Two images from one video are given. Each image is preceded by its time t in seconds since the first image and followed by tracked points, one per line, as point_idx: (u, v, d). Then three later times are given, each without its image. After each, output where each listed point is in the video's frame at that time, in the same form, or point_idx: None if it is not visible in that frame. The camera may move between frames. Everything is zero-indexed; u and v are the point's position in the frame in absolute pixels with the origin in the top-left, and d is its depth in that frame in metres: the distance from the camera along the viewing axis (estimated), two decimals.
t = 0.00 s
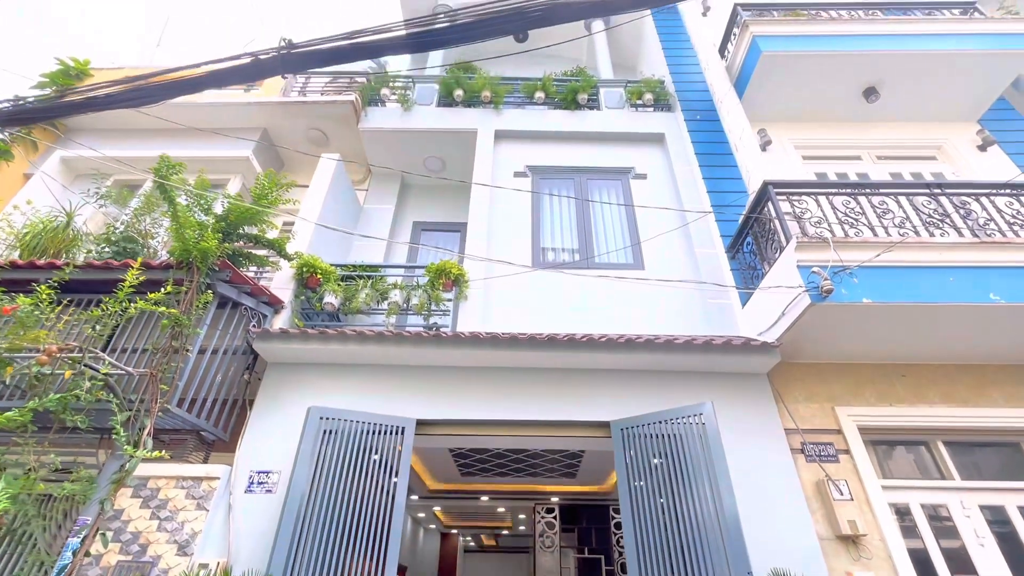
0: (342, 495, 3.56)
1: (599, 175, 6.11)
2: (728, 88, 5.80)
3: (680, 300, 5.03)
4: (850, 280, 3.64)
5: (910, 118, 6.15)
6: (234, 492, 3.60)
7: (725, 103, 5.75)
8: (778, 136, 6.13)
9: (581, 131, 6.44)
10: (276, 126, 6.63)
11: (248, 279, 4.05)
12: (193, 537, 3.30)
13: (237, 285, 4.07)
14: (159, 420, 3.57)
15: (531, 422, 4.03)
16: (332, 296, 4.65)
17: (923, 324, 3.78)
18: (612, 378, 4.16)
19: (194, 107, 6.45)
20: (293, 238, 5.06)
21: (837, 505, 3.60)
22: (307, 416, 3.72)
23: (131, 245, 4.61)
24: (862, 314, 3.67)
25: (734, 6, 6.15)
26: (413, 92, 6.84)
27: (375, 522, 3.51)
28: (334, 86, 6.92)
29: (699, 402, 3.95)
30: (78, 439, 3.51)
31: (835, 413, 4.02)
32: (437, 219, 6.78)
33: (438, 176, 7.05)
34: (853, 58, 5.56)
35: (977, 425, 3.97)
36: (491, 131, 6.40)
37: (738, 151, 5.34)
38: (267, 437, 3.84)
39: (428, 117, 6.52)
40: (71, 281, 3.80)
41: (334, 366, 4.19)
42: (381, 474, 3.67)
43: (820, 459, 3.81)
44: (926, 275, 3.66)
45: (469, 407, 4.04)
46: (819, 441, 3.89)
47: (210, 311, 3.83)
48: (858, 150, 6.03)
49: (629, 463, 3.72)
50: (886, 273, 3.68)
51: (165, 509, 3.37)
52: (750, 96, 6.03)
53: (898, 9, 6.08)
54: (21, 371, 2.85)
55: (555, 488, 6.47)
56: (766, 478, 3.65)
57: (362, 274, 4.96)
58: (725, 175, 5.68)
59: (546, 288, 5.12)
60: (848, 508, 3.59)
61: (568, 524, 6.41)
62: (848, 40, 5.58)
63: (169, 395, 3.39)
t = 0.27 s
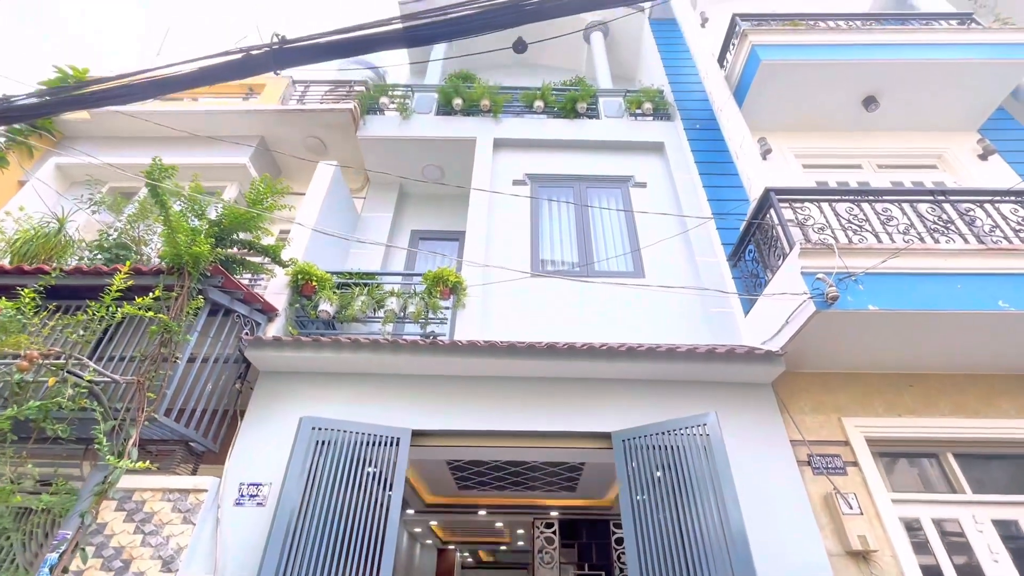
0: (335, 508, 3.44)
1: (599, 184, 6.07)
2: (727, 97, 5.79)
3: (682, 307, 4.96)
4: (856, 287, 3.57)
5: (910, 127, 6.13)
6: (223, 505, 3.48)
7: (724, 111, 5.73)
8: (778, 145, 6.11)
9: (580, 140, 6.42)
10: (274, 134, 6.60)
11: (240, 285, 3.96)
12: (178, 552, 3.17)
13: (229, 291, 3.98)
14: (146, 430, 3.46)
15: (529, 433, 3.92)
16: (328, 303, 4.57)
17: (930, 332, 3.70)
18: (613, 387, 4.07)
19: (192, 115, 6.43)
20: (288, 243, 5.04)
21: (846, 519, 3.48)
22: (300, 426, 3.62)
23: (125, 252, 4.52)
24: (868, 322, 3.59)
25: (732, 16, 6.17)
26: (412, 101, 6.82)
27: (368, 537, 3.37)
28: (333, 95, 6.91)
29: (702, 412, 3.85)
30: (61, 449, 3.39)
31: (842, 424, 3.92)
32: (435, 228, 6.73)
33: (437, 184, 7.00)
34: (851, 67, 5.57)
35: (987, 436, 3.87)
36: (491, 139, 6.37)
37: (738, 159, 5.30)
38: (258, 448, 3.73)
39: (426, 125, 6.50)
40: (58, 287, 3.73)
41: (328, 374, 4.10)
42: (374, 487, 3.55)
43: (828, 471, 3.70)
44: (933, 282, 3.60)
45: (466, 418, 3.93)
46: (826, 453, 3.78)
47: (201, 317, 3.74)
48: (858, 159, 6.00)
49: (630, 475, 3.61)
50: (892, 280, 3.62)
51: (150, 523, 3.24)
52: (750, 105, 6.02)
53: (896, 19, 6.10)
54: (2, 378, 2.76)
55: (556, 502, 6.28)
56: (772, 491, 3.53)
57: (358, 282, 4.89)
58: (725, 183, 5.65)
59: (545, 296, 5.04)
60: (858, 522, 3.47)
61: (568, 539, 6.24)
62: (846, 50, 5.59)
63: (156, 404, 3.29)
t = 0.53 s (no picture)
0: (331, 519, 3.31)
1: (601, 190, 6.01)
2: (730, 103, 5.76)
3: (686, 312, 4.88)
4: (866, 290, 3.50)
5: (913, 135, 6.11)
6: (214, 516, 3.35)
7: (726, 116, 5.69)
8: (781, 151, 6.08)
9: (581, 146, 6.38)
10: (273, 140, 6.55)
11: (236, 288, 3.86)
12: (166, 565, 3.03)
13: (225, 295, 3.88)
14: (136, 437, 3.32)
15: (532, 441, 3.81)
16: (325, 309, 4.48)
17: (942, 337, 3.62)
18: (618, 394, 3.96)
19: (192, 120, 6.39)
20: (289, 245, 5.05)
21: (862, 531, 3.36)
22: (296, 433, 3.50)
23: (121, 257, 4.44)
24: (879, 326, 3.51)
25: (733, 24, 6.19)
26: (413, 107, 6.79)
27: (365, 550, 3.23)
28: (333, 102, 6.88)
29: (710, 419, 3.74)
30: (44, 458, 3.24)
31: (853, 432, 3.81)
32: (435, 235, 6.65)
33: (438, 191, 6.95)
34: (854, 74, 5.56)
35: (1003, 445, 3.76)
36: (491, 145, 6.34)
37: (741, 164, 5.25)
38: (253, 456, 3.61)
39: (427, 132, 6.46)
40: (48, 290, 3.63)
41: (325, 381, 3.99)
42: (373, 497, 3.43)
43: (841, 481, 3.58)
44: (945, 285, 3.53)
45: (467, 425, 3.82)
46: (838, 462, 3.67)
47: (196, 321, 3.63)
48: (862, 165, 5.96)
49: (637, 485, 3.48)
50: (903, 283, 3.55)
51: (138, 533, 3.11)
52: (752, 112, 6.01)
53: (897, 27, 6.11)
54: None
55: (557, 513, 5.88)
56: (784, 502, 3.41)
57: (357, 287, 4.80)
58: (728, 189, 5.62)
59: (547, 301, 4.95)
60: (873, 534, 3.35)
61: (569, 553, 5.84)
62: (848, 57, 5.59)
63: (146, 410, 3.15)
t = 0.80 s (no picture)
0: (327, 533, 3.14)
1: (604, 196, 5.93)
2: (734, 108, 5.72)
3: (693, 317, 4.78)
4: (882, 293, 3.40)
5: (918, 141, 6.07)
6: (204, 530, 3.18)
7: (730, 122, 5.63)
8: (785, 157, 6.02)
9: (583, 153, 6.31)
10: (272, 146, 6.48)
11: (232, 292, 3.73)
12: None
13: (220, 298, 3.75)
14: (123, 447, 3.16)
15: (536, 451, 3.66)
16: (323, 314, 4.36)
17: (960, 342, 3.51)
18: (625, 402, 3.83)
19: (191, 126, 6.33)
20: (287, 250, 4.97)
21: (883, 545, 3.21)
22: (292, 441, 3.35)
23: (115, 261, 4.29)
24: (896, 330, 3.40)
25: (735, 31, 6.18)
26: (413, 114, 6.74)
27: (362, 566, 3.06)
28: (334, 108, 6.84)
29: (721, 428, 3.61)
30: (25, 469, 3.07)
31: (869, 441, 3.68)
32: (435, 242, 6.53)
33: (438, 199, 6.85)
34: (858, 80, 5.53)
35: None
36: (492, 151, 6.28)
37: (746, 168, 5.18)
38: (246, 467, 3.45)
39: (427, 138, 6.41)
40: (34, 293, 3.51)
41: (322, 388, 3.85)
42: (371, 510, 3.27)
43: (858, 492, 3.44)
44: (961, 288, 3.43)
45: (469, 434, 3.68)
46: (855, 472, 3.54)
47: (189, 324, 3.50)
48: (867, 171, 5.91)
49: (646, 496, 3.32)
50: (919, 285, 3.45)
51: (122, 548, 2.94)
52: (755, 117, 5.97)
53: (899, 34, 6.11)
54: None
55: (558, 527, 5.36)
56: (801, 514, 3.26)
57: (356, 292, 4.67)
58: (735, 196, 5.53)
59: (550, 307, 4.84)
60: (895, 548, 3.20)
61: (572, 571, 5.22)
62: (852, 62, 5.58)
63: (135, 417, 3.00)
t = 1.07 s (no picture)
0: (319, 547, 3.00)
1: (605, 203, 5.86)
2: (735, 115, 5.69)
3: (696, 323, 4.70)
4: (893, 298, 3.32)
5: (919, 149, 6.04)
6: (191, 545, 3.03)
7: (731, 128, 5.61)
8: (786, 165, 5.99)
9: (583, 160, 6.27)
10: (270, 152, 6.41)
11: (225, 297, 3.62)
12: None
13: (212, 303, 3.64)
14: (107, 457, 3.03)
15: (538, 462, 3.53)
16: (319, 321, 4.25)
17: (972, 348, 3.42)
18: (629, 411, 3.72)
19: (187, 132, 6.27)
20: (282, 255, 4.89)
21: (899, 559, 3.09)
22: (283, 451, 3.22)
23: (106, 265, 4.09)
24: (907, 336, 3.32)
25: (734, 39, 6.19)
26: (412, 121, 6.70)
27: None
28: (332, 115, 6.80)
29: (729, 437, 3.49)
30: (2, 480, 2.94)
31: (881, 451, 3.56)
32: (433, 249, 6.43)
33: (437, 207, 6.77)
34: (858, 87, 5.52)
35: None
36: (492, 158, 6.23)
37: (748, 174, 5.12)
38: (235, 478, 3.31)
39: (426, 145, 6.37)
40: (18, 296, 3.40)
41: (316, 397, 3.73)
42: (364, 523, 3.14)
43: (872, 504, 3.33)
44: (972, 293, 3.36)
45: (468, 444, 3.55)
46: (868, 482, 3.42)
47: (179, 329, 3.38)
48: (869, 178, 5.87)
49: (652, 508, 3.19)
50: (930, 290, 3.37)
51: (103, 564, 2.80)
52: (755, 124, 5.96)
53: (898, 42, 6.12)
54: None
55: (558, 544, 5.16)
56: (813, 527, 3.13)
57: (353, 298, 4.57)
58: (738, 201, 5.54)
59: (550, 314, 4.74)
60: (912, 561, 3.07)
61: None
62: (852, 70, 5.57)
63: (119, 426, 2.88)
